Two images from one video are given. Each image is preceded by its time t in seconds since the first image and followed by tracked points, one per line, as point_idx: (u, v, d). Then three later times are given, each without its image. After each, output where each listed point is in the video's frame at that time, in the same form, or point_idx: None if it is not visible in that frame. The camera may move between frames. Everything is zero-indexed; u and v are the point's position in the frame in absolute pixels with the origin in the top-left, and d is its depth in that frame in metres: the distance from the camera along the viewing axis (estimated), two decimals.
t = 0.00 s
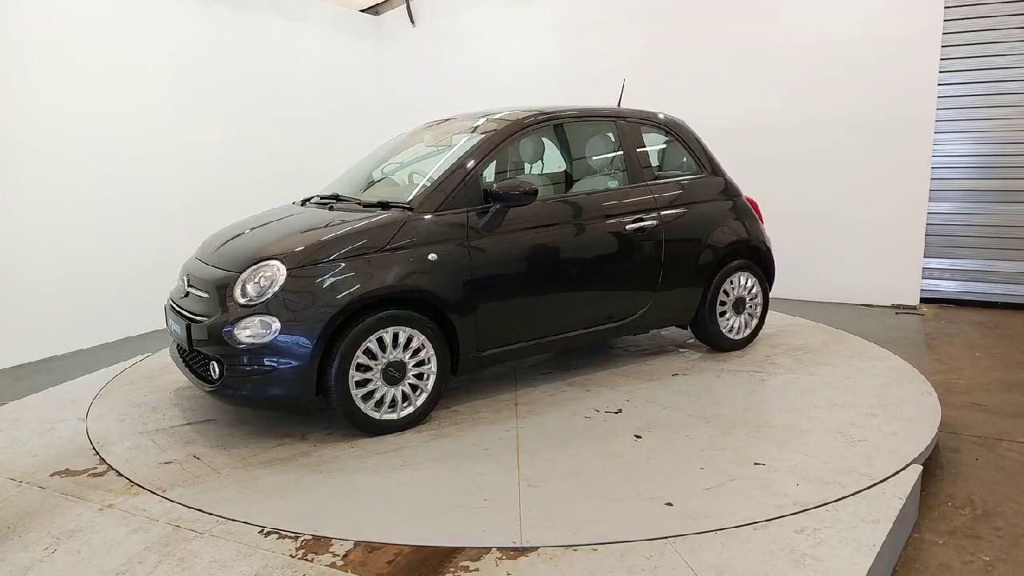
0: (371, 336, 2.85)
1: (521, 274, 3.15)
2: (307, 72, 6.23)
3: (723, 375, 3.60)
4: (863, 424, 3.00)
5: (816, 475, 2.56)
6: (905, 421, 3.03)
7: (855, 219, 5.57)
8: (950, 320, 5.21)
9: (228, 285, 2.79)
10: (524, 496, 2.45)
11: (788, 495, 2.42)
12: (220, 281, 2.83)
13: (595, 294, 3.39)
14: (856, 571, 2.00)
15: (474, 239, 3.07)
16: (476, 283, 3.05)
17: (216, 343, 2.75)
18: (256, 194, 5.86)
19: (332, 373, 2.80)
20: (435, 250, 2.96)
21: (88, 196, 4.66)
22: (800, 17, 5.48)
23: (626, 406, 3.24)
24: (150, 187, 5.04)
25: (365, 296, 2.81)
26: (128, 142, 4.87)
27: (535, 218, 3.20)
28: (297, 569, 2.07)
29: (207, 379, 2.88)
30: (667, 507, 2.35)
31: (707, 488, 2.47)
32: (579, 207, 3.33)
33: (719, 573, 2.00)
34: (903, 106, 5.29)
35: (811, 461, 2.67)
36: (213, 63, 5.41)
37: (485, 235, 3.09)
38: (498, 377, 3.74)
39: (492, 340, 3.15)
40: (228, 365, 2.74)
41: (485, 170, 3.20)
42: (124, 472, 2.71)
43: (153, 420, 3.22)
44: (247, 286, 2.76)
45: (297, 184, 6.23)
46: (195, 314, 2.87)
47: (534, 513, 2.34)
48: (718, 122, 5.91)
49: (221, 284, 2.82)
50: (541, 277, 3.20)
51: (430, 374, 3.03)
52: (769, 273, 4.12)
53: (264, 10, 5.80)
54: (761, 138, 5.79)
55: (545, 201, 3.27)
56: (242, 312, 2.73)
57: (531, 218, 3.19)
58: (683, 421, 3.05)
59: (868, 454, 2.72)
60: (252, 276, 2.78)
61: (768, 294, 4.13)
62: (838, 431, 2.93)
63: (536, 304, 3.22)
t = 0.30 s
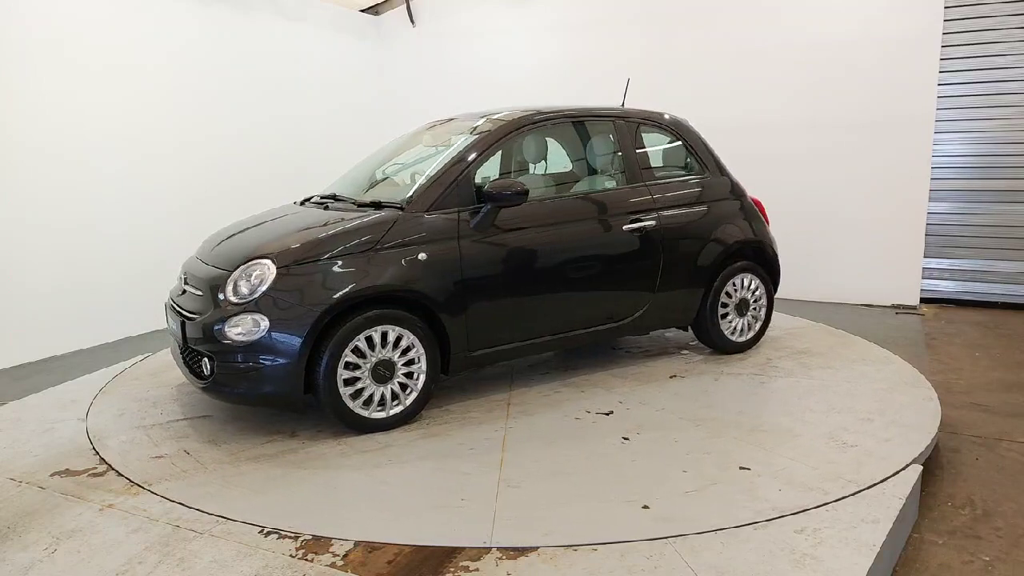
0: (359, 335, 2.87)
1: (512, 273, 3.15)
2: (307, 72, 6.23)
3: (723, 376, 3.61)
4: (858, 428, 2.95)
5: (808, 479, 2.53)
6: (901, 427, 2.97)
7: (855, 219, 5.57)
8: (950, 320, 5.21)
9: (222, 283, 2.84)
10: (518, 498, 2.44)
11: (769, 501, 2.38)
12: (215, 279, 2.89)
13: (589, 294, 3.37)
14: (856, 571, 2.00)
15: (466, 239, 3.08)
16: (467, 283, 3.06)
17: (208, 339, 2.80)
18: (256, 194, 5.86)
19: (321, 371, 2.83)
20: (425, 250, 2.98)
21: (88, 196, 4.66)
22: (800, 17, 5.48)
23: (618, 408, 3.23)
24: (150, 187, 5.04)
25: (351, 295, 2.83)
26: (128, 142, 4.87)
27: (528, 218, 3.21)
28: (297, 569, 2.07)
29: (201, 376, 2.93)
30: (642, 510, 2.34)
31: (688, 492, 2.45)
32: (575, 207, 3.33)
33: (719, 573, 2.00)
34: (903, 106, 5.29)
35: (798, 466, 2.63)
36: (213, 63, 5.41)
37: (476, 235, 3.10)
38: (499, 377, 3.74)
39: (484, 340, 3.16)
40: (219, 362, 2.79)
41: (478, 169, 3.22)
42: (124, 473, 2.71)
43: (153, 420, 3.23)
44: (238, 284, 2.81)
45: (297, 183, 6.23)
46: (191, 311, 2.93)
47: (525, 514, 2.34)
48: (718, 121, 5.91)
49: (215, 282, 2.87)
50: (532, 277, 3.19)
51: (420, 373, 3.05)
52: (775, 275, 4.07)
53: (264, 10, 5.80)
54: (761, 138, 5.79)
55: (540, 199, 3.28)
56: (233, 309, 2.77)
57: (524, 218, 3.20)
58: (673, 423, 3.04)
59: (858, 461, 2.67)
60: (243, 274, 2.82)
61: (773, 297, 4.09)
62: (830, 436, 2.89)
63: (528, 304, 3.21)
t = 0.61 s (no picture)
0: (348, 333, 2.90)
1: (503, 274, 3.16)
2: (307, 72, 6.23)
3: (722, 376, 3.61)
4: (851, 433, 2.90)
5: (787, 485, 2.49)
6: (897, 434, 2.90)
7: (854, 219, 5.58)
8: (950, 320, 5.22)
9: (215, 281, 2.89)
10: (507, 499, 2.43)
11: (748, 507, 2.35)
12: (209, 277, 2.94)
13: (583, 295, 3.36)
14: (856, 571, 2.00)
15: (460, 238, 3.09)
16: (457, 283, 3.07)
17: (201, 336, 2.85)
18: (256, 194, 5.86)
19: (310, 369, 2.87)
20: (414, 250, 3.00)
21: (88, 196, 4.66)
22: (800, 17, 5.48)
23: (608, 409, 3.22)
24: (150, 187, 5.03)
25: (339, 293, 2.86)
26: (127, 142, 4.87)
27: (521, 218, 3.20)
28: (297, 569, 2.07)
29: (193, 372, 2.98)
30: (619, 513, 2.33)
31: (669, 495, 2.43)
32: (570, 208, 3.32)
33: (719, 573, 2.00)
34: (902, 106, 5.29)
35: (781, 472, 2.59)
36: (212, 63, 5.41)
37: (467, 235, 3.11)
38: (499, 377, 3.75)
39: (475, 339, 3.17)
40: (211, 358, 2.83)
41: (471, 169, 3.23)
42: (123, 473, 2.71)
43: (153, 420, 3.23)
44: (231, 282, 2.85)
45: (297, 183, 6.23)
46: (186, 308, 2.98)
47: (513, 514, 2.33)
48: (718, 122, 5.91)
49: (209, 280, 2.92)
50: (522, 278, 3.19)
51: (410, 372, 3.07)
52: (780, 276, 4.01)
53: (264, 10, 5.80)
54: (762, 138, 5.79)
55: (534, 199, 3.28)
56: (225, 307, 2.81)
57: (516, 218, 3.19)
58: (661, 425, 3.02)
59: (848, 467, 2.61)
60: (235, 272, 2.87)
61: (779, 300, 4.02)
62: (820, 443, 2.83)
63: (519, 304, 3.22)
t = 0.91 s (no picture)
0: (337, 332, 2.93)
1: (495, 274, 3.16)
2: (307, 72, 6.23)
3: (722, 377, 3.61)
4: (842, 439, 2.85)
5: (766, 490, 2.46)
6: (892, 439, 2.85)
7: (853, 219, 5.58)
8: (950, 320, 5.22)
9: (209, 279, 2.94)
10: (493, 499, 2.43)
11: (731, 513, 2.31)
12: (204, 275, 2.99)
13: (577, 295, 3.35)
14: (856, 571, 2.00)
15: (454, 239, 3.10)
16: (447, 283, 3.08)
17: (195, 333, 2.90)
18: (257, 194, 5.86)
19: (299, 367, 2.90)
20: (404, 250, 3.03)
21: (88, 196, 4.66)
22: (799, 16, 5.48)
23: (599, 410, 3.22)
24: (150, 187, 5.03)
25: (328, 293, 2.90)
26: (127, 142, 4.87)
27: (513, 218, 3.21)
28: (297, 569, 2.07)
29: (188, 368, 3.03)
30: (594, 514, 2.32)
31: (647, 498, 2.41)
32: (566, 208, 3.31)
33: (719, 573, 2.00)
34: (901, 106, 5.30)
35: (767, 477, 2.55)
36: (212, 63, 5.41)
37: (459, 234, 3.11)
38: (499, 377, 3.75)
39: (466, 339, 3.18)
40: (205, 355, 2.88)
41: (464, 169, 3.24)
42: (124, 473, 2.71)
43: (153, 420, 3.23)
44: (223, 280, 2.90)
45: (297, 183, 6.23)
46: (183, 305, 3.03)
47: (500, 515, 2.33)
48: (718, 122, 5.91)
49: (204, 278, 2.97)
50: (513, 278, 3.20)
51: (400, 371, 3.10)
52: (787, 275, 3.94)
53: (264, 10, 5.80)
54: (762, 138, 5.79)
55: (527, 199, 3.28)
56: (217, 304, 2.86)
57: (510, 218, 3.20)
58: (650, 427, 3.01)
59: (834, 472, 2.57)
60: (228, 271, 2.92)
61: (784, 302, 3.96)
62: (808, 447, 2.79)
63: (511, 304, 3.22)
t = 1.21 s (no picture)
0: (328, 330, 2.96)
1: (488, 274, 3.17)
2: (307, 72, 6.23)
3: (722, 377, 3.61)
4: (834, 444, 2.80)
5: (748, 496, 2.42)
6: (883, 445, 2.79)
7: (853, 219, 5.59)
8: (950, 319, 5.22)
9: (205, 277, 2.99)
10: (476, 498, 2.44)
11: (710, 517, 2.28)
12: (199, 273, 3.04)
13: (573, 295, 3.35)
14: (856, 571, 2.00)
15: (446, 239, 3.11)
16: (438, 283, 3.10)
17: (189, 330, 2.94)
18: (257, 194, 5.86)
19: (290, 364, 2.93)
20: (396, 249, 3.05)
21: (88, 196, 4.66)
22: (799, 17, 5.48)
23: (591, 411, 3.21)
24: (150, 187, 5.03)
25: (318, 292, 2.92)
26: (127, 142, 4.87)
27: (507, 219, 3.21)
28: (297, 569, 2.07)
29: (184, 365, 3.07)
30: (569, 516, 2.32)
31: (625, 501, 2.40)
32: (562, 207, 3.31)
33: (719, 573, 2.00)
34: (901, 106, 5.30)
35: (750, 482, 2.52)
36: (212, 63, 5.41)
37: (450, 234, 3.13)
38: (498, 377, 3.75)
39: (457, 339, 3.19)
40: (200, 353, 2.91)
41: (457, 170, 3.25)
42: (124, 473, 2.71)
43: (153, 420, 3.23)
44: (218, 278, 2.95)
45: (297, 183, 6.22)
46: (180, 303, 3.09)
47: (487, 516, 2.32)
48: (718, 122, 5.90)
49: (200, 276, 3.02)
50: (506, 279, 3.20)
51: (391, 369, 3.12)
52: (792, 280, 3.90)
53: (264, 10, 5.80)
54: (762, 138, 5.79)
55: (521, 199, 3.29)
56: (210, 302, 2.90)
57: (504, 218, 3.20)
58: (640, 429, 2.99)
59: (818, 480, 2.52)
60: (222, 269, 2.96)
61: (787, 305, 3.91)
62: (796, 453, 2.74)
63: (504, 304, 3.22)
